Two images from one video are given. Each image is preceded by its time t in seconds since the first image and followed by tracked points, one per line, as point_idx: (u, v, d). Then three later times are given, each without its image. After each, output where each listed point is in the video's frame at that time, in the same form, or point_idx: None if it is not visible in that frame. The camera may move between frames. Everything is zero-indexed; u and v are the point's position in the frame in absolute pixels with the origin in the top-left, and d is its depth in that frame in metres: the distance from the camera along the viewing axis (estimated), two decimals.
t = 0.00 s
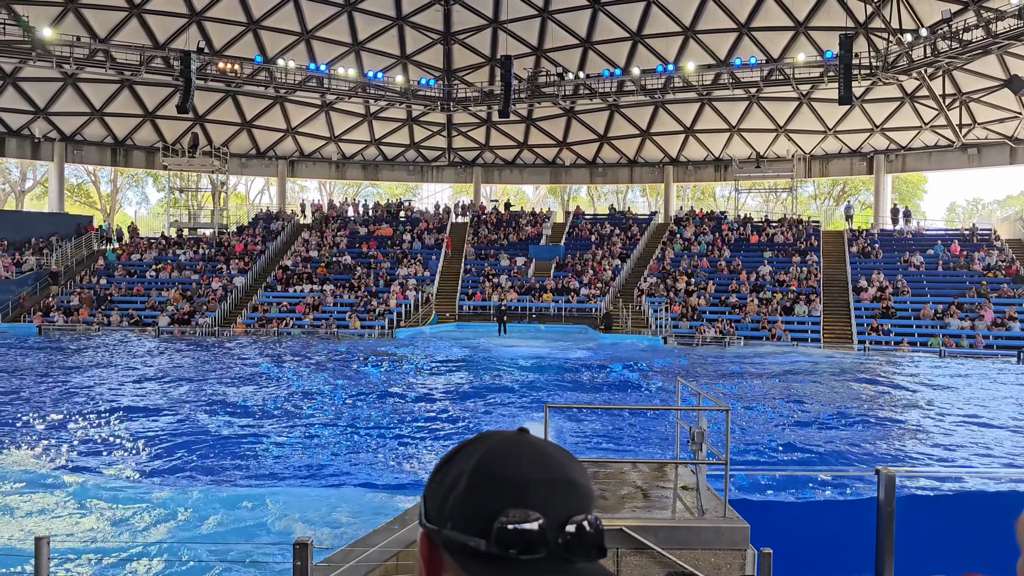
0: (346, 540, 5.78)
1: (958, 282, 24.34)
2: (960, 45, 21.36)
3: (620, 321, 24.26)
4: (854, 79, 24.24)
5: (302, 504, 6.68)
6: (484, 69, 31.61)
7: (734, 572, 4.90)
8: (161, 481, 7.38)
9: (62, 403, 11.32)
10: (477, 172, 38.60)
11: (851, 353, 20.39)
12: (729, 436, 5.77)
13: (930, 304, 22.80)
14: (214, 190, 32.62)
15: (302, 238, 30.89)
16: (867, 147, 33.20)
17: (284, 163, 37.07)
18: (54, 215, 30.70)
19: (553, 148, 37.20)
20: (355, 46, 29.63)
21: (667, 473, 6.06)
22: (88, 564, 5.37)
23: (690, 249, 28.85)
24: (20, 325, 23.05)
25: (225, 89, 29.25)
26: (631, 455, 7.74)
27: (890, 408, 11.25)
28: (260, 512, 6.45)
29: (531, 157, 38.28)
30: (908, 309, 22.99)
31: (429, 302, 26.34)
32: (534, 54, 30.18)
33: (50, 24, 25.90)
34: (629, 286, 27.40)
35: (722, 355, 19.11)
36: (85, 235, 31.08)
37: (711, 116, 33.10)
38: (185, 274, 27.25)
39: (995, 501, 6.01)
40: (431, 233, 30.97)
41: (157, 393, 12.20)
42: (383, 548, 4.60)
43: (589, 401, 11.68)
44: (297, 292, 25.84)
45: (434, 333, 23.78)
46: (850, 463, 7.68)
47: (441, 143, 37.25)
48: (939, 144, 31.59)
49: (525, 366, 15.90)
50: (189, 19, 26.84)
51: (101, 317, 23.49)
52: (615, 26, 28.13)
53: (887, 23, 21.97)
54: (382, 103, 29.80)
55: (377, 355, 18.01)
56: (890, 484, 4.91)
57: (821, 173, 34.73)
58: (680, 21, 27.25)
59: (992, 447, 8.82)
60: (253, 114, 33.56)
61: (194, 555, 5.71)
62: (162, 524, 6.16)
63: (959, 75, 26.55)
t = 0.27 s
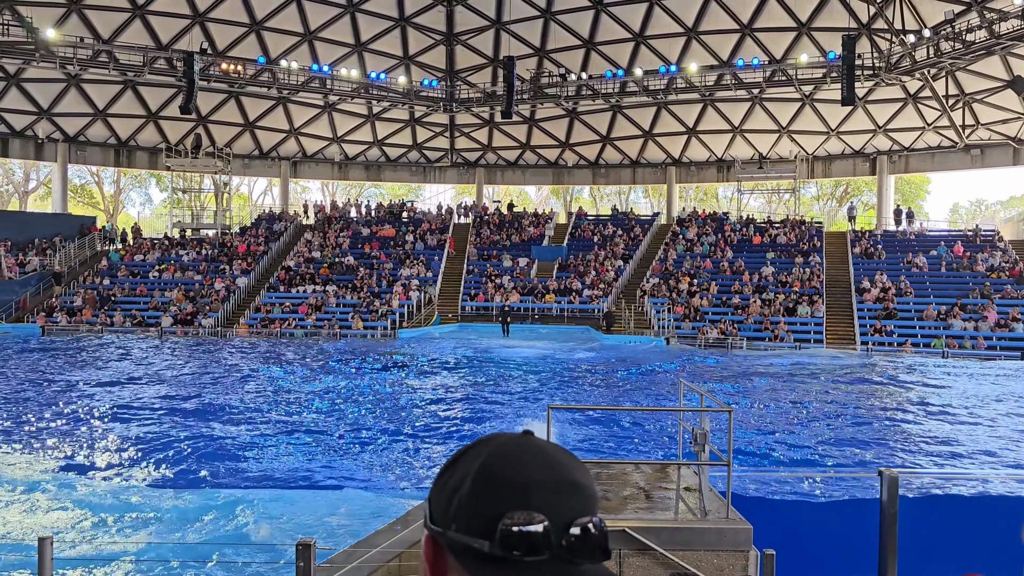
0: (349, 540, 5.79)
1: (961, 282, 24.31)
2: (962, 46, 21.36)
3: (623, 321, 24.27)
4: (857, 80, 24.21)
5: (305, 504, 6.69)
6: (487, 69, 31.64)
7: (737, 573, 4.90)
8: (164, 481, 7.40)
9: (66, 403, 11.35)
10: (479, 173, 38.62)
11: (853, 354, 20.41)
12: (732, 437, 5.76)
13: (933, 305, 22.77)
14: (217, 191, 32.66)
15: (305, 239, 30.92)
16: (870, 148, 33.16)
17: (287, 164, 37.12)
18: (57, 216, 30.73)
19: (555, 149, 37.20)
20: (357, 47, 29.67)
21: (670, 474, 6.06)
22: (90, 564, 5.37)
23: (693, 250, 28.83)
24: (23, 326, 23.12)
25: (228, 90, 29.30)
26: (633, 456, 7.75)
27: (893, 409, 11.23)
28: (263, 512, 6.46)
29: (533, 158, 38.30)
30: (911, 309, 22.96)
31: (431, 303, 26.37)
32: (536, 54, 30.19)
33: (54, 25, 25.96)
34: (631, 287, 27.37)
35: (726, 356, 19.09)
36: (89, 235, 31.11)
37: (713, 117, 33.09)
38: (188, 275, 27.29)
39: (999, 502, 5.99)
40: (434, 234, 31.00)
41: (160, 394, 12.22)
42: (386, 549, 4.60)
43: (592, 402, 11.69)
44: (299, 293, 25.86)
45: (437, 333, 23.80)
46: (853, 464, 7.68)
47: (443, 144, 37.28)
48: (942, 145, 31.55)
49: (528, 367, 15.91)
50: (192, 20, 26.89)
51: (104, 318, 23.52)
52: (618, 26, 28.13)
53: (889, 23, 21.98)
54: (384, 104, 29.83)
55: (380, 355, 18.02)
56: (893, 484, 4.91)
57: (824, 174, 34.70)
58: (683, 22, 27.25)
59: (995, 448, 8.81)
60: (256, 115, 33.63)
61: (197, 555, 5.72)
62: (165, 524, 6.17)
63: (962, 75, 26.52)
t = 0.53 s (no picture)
0: (351, 540, 5.79)
1: (964, 282, 24.26)
2: (965, 45, 21.34)
3: (625, 321, 24.25)
4: (859, 80, 24.17)
5: (307, 504, 6.69)
6: (489, 69, 31.64)
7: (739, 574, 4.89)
8: (167, 481, 7.40)
9: (69, 403, 11.37)
10: (482, 173, 38.63)
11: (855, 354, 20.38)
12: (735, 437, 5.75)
13: (935, 305, 22.73)
14: (219, 191, 32.69)
15: (307, 239, 30.93)
16: (873, 147, 33.11)
17: (290, 164, 37.13)
18: (60, 216, 30.73)
19: (557, 149, 37.19)
20: (360, 47, 29.67)
21: (672, 474, 6.05)
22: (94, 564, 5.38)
23: (695, 250, 28.81)
24: (26, 326, 23.15)
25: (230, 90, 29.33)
26: (635, 455, 7.74)
27: (897, 409, 11.23)
28: (264, 513, 6.45)
29: (536, 158, 38.29)
30: (913, 309, 22.93)
31: (433, 303, 26.38)
32: (538, 54, 30.18)
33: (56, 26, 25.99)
34: (633, 286, 27.34)
35: (728, 356, 19.07)
36: (91, 235, 31.12)
37: (716, 117, 33.07)
38: (191, 275, 27.31)
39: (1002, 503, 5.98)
40: (436, 234, 31.02)
41: (163, 394, 12.22)
42: (388, 549, 4.61)
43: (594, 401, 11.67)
44: (302, 293, 25.87)
45: (439, 333, 23.80)
46: (856, 464, 7.67)
47: (446, 144, 37.29)
48: (944, 144, 31.52)
49: (531, 366, 15.90)
50: (195, 21, 26.90)
51: (107, 318, 23.53)
52: (620, 26, 28.12)
53: (891, 23, 21.95)
54: (386, 104, 29.84)
55: (382, 355, 18.01)
56: (895, 485, 4.90)
57: (826, 174, 34.66)
58: (685, 21, 27.23)
59: (998, 449, 8.79)
60: (259, 115, 33.63)
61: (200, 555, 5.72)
62: (167, 524, 6.17)
63: (964, 75, 26.48)
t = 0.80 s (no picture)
0: (357, 540, 5.80)
1: (971, 281, 24.19)
2: (971, 43, 21.28)
3: (631, 321, 24.22)
4: (865, 78, 24.12)
5: (313, 504, 6.70)
6: (494, 69, 31.64)
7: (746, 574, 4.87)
8: (173, 481, 7.41)
9: (77, 403, 11.40)
10: (487, 172, 38.64)
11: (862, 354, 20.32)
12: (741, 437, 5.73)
13: (942, 303, 22.67)
14: (225, 191, 32.75)
15: (313, 239, 30.96)
16: (879, 146, 33.03)
17: (295, 164, 37.18)
18: (66, 217, 30.77)
19: (563, 148, 37.17)
20: (365, 47, 29.70)
21: (678, 474, 6.05)
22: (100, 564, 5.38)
23: (700, 249, 28.76)
24: (33, 326, 23.23)
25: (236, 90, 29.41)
26: (641, 455, 7.73)
27: (903, 408, 11.21)
28: (271, 512, 6.46)
29: (541, 157, 38.29)
30: (919, 308, 22.86)
31: (439, 302, 26.40)
32: (543, 54, 30.16)
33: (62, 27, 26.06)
34: (638, 286, 27.31)
35: (734, 355, 19.03)
36: (97, 236, 31.15)
37: (721, 116, 33.01)
38: (196, 275, 27.36)
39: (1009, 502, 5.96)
40: (441, 234, 31.05)
41: (171, 394, 12.25)
42: (394, 548, 4.60)
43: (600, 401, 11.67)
44: (307, 293, 25.90)
45: (445, 333, 23.80)
46: (862, 463, 7.65)
47: (451, 143, 37.31)
48: (951, 143, 31.42)
49: (537, 366, 15.89)
50: (200, 21, 26.95)
51: (113, 318, 23.58)
52: (625, 25, 28.09)
53: (897, 22, 21.90)
54: (391, 104, 29.86)
55: (389, 355, 18.02)
56: (902, 484, 4.89)
57: (832, 173, 34.59)
58: (690, 20, 27.18)
59: (1004, 448, 8.78)
60: (264, 115, 33.69)
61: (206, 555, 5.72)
62: (174, 524, 6.18)
63: (971, 73, 26.40)
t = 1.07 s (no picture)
0: (366, 539, 5.81)
1: (981, 280, 24.07)
2: (981, 41, 21.17)
3: (639, 320, 24.21)
4: (874, 77, 24.01)
5: (321, 504, 6.70)
6: (501, 68, 31.64)
7: (755, 573, 4.85)
8: (182, 481, 7.42)
9: (88, 403, 11.48)
10: (494, 172, 38.66)
11: (871, 353, 20.27)
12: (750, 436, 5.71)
13: (952, 302, 22.57)
14: (234, 192, 32.84)
15: (321, 239, 31.02)
16: (888, 144, 32.91)
17: (303, 164, 37.25)
18: (76, 218, 30.86)
19: (570, 148, 37.16)
20: (372, 47, 29.75)
21: (686, 473, 6.04)
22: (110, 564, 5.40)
23: (709, 248, 28.71)
24: (43, 326, 23.35)
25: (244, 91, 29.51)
26: (649, 455, 7.74)
27: (914, 407, 11.16)
28: (279, 512, 6.46)
29: (548, 157, 38.25)
30: (929, 307, 22.78)
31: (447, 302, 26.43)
32: (551, 53, 30.15)
33: (71, 28, 26.18)
34: (647, 285, 27.27)
35: (744, 355, 19.00)
36: (107, 237, 31.20)
37: (729, 114, 32.96)
38: (205, 275, 27.46)
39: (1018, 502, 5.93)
40: (449, 233, 31.08)
41: (182, 393, 12.31)
42: (402, 548, 4.61)
43: (609, 401, 11.66)
44: (316, 293, 25.96)
45: (453, 333, 23.82)
46: (872, 463, 7.62)
47: (459, 143, 37.35)
48: (960, 141, 31.28)
49: (546, 366, 15.88)
50: (208, 22, 27.01)
51: (123, 318, 23.69)
52: (633, 24, 28.04)
53: (906, 19, 21.82)
54: (399, 104, 29.89)
55: (398, 355, 18.05)
56: (912, 484, 4.86)
57: (840, 171, 34.48)
58: (698, 19, 27.13)
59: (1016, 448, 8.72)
60: (272, 115, 33.78)
61: (213, 556, 5.73)
62: (183, 523, 6.19)
63: (981, 71, 26.28)
